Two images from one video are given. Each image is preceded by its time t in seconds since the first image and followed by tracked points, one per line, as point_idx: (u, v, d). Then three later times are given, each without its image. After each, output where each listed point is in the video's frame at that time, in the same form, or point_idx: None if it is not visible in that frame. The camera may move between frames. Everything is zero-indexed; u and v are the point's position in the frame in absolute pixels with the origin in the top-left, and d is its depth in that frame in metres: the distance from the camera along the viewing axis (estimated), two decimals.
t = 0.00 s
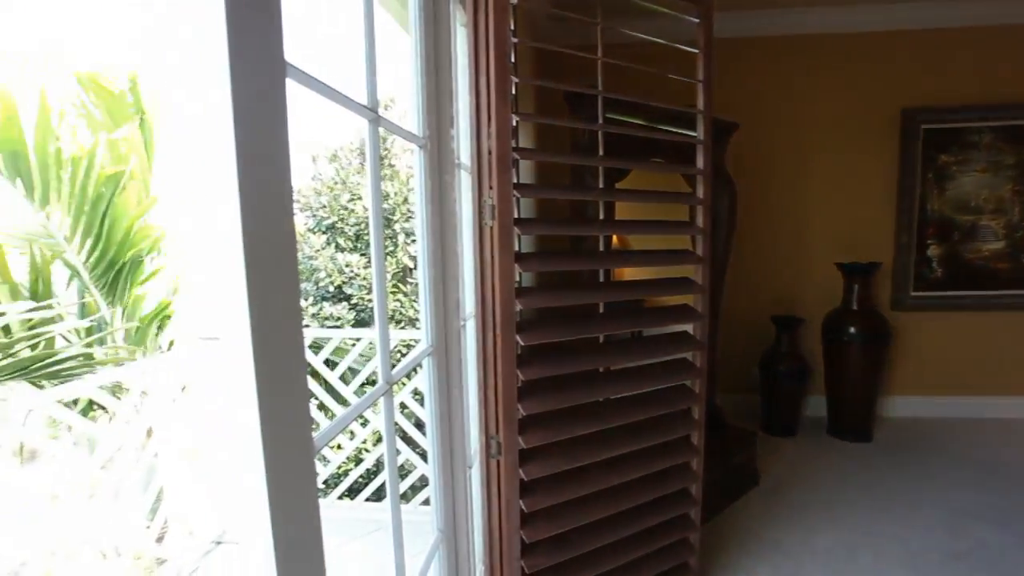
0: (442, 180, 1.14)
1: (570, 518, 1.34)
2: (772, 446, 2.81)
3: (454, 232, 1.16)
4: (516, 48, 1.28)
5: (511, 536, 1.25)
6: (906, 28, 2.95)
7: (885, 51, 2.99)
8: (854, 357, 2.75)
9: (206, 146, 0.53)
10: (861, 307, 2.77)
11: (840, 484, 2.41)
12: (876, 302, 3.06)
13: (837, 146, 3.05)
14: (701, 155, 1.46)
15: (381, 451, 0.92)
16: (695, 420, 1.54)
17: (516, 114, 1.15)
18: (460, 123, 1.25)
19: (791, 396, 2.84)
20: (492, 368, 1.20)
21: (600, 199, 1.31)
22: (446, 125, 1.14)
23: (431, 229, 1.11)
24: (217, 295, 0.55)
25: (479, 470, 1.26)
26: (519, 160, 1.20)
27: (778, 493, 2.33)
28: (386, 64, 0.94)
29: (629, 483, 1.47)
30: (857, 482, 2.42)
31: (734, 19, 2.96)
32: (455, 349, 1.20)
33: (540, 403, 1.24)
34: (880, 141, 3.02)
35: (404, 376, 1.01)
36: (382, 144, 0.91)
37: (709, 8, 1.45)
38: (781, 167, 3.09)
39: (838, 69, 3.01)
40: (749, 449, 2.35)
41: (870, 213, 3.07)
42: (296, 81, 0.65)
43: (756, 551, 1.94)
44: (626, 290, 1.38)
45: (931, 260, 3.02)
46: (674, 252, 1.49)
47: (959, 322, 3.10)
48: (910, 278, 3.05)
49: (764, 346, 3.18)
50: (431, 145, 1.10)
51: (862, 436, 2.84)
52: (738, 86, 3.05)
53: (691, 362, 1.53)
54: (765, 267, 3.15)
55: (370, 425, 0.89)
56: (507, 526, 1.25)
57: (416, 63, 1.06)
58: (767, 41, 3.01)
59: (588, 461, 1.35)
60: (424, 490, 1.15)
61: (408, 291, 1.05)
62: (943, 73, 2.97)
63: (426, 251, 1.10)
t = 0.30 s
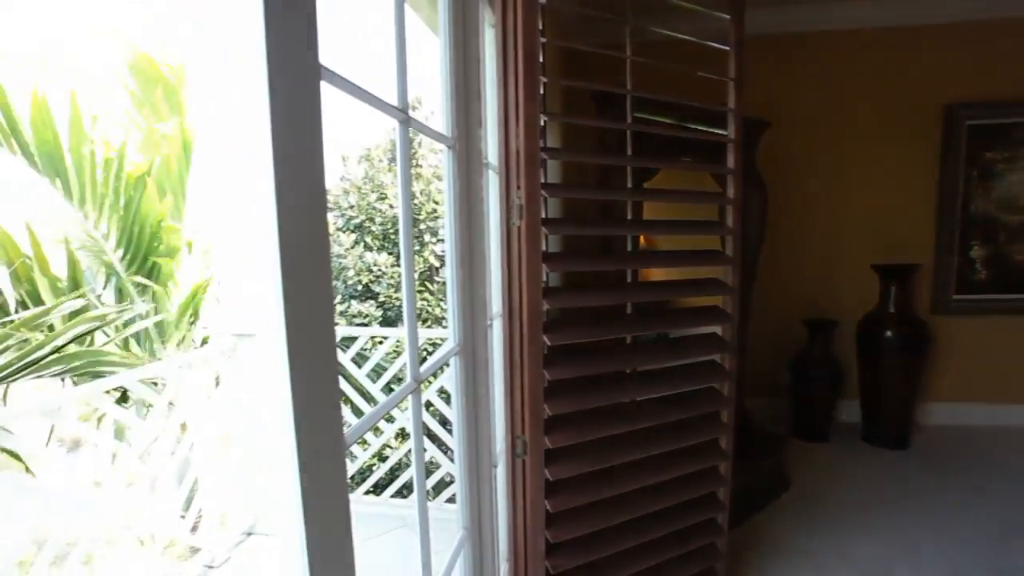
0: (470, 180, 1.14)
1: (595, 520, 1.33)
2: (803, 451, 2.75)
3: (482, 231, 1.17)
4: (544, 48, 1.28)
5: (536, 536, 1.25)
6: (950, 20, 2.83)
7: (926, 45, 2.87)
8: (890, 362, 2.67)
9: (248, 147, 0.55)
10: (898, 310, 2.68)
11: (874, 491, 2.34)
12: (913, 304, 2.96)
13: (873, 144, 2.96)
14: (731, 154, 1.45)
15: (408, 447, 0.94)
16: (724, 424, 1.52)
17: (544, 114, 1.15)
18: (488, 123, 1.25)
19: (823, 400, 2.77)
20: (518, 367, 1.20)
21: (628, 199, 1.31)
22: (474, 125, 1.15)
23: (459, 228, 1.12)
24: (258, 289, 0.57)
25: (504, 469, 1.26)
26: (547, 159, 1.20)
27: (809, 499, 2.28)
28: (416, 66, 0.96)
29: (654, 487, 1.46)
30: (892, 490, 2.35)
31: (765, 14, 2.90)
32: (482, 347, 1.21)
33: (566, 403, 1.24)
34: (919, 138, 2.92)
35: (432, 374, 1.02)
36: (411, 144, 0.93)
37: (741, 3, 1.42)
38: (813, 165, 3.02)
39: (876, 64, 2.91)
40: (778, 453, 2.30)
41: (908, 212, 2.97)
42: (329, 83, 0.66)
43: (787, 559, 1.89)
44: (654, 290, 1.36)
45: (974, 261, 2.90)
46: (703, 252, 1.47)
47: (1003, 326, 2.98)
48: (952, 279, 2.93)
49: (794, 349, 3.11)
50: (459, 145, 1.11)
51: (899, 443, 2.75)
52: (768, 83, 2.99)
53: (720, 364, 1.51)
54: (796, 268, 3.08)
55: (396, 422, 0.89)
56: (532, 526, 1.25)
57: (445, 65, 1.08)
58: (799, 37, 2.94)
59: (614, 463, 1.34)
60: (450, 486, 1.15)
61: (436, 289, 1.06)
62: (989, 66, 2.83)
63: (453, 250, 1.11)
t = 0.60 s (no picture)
0: (499, 180, 1.15)
1: (622, 523, 1.32)
2: (836, 457, 2.67)
3: (511, 231, 1.18)
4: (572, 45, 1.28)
5: (562, 536, 1.24)
6: (998, 9, 2.70)
7: (972, 36, 2.75)
8: (929, 366, 2.57)
9: (287, 147, 0.57)
10: (939, 312, 2.57)
11: (911, 500, 2.26)
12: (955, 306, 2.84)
13: (913, 140, 2.86)
14: (763, 151, 1.42)
15: (436, 444, 0.95)
16: (755, 428, 1.48)
17: (573, 113, 1.14)
18: (517, 122, 1.26)
19: (859, 405, 2.68)
20: (546, 366, 1.20)
21: (658, 197, 1.29)
22: (503, 124, 1.15)
23: (487, 227, 1.12)
24: (296, 286, 0.59)
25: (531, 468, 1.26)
26: (575, 158, 1.19)
27: (841, 505, 2.22)
28: (446, 67, 0.97)
29: (683, 490, 1.43)
30: (930, 499, 2.26)
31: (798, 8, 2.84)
32: (510, 346, 1.21)
33: (593, 403, 1.23)
34: (965, 133, 2.79)
35: (460, 371, 1.03)
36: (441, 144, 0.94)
37: None
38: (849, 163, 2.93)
39: (918, 56, 2.80)
40: (809, 457, 2.25)
41: (951, 211, 2.85)
42: (361, 84, 0.67)
43: (819, 568, 1.84)
44: (683, 290, 1.35)
45: None
46: (734, 252, 1.45)
47: None
48: (998, 281, 2.80)
49: (827, 351, 3.03)
50: (488, 145, 1.12)
51: (939, 451, 2.64)
52: (800, 80, 2.92)
53: (751, 366, 1.48)
54: (831, 268, 3.00)
55: (424, 420, 0.90)
56: (559, 526, 1.24)
57: (474, 66, 1.08)
58: (834, 30, 2.86)
59: (641, 465, 1.33)
60: (477, 484, 1.16)
61: (465, 288, 1.07)
62: None
63: (482, 249, 1.12)
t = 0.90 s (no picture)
0: (528, 178, 1.15)
1: (649, 525, 1.30)
2: (873, 463, 2.59)
3: (540, 229, 1.18)
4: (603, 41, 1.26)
5: (589, 536, 1.24)
6: None
7: None
8: (974, 370, 2.46)
9: (325, 148, 0.58)
10: (986, 315, 2.45)
11: (953, 509, 2.17)
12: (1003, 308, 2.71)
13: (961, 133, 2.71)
14: (799, 147, 1.39)
15: (464, 440, 0.95)
16: (788, 431, 1.45)
17: (602, 110, 1.13)
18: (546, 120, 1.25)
19: (898, 410, 2.59)
20: (573, 365, 1.19)
21: (688, 195, 1.26)
22: (532, 123, 1.15)
23: (516, 226, 1.13)
24: (332, 281, 0.60)
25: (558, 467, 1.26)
26: (604, 157, 1.18)
27: (880, 514, 2.14)
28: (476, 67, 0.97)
29: (712, 493, 1.41)
30: (975, 509, 2.17)
31: None
32: (538, 344, 1.21)
33: (621, 403, 1.22)
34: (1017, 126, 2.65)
35: (488, 369, 1.03)
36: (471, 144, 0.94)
37: None
38: (889, 158, 2.83)
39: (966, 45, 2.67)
40: (844, 463, 2.18)
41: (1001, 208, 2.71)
42: (394, 85, 0.68)
43: None
44: (713, 290, 1.32)
45: None
46: (767, 251, 1.41)
47: None
48: None
49: (864, 354, 2.93)
50: (517, 143, 1.12)
51: (984, 459, 2.53)
52: (838, 73, 2.83)
53: (784, 368, 1.44)
54: (868, 268, 2.91)
55: (452, 416, 0.91)
56: (585, 526, 1.24)
57: (503, 65, 1.09)
58: (874, 21, 2.76)
59: (669, 467, 1.31)
60: (504, 482, 1.17)
61: (493, 286, 1.07)
62: None
63: (510, 248, 1.12)
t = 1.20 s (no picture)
0: (554, 177, 1.15)
1: (674, 527, 1.29)
2: (907, 469, 2.50)
3: (566, 228, 1.18)
4: (632, 37, 1.25)
5: (613, 537, 1.23)
6: None
7: None
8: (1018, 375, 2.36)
9: (360, 150, 0.60)
10: None
11: (993, 519, 2.08)
12: None
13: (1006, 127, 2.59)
14: (833, 142, 1.36)
15: (488, 436, 0.96)
16: (819, 435, 1.41)
17: (629, 109, 1.12)
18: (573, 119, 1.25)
19: (936, 415, 2.49)
20: (599, 365, 1.18)
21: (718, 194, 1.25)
22: (559, 122, 1.15)
23: (542, 225, 1.13)
24: (366, 278, 0.62)
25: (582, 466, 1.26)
26: (631, 155, 1.17)
27: (918, 523, 2.07)
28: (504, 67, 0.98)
29: (739, 497, 1.39)
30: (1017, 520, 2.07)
31: None
32: (563, 343, 1.22)
33: (647, 404, 1.21)
34: None
35: (514, 367, 1.04)
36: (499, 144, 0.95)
37: None
38: (927, 154, 2.73)
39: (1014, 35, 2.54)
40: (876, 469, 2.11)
41: None
42: (423, 85, 0.68)
43: None
44: (742, 290, 1.30)
45: None
46: (798, 250, 1.38)
47: None
48: None
49: (900, 356, 2.84)
50: (543, 142, 1.12)
51: None
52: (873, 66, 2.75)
53: (816, 371, 1.41)
54: (904, 267, 2.82)
55: (477, 414, 0.91)
56: (610, 526, 1.23)
57: (530, 63, 1.08)
58: (913, 12, 2.66)
59: (695, 468, 1.29)
60: (529, 480, 1.17)
61: (520, 285, 1.08)
62: None
63: (536, 247, 1.12)
